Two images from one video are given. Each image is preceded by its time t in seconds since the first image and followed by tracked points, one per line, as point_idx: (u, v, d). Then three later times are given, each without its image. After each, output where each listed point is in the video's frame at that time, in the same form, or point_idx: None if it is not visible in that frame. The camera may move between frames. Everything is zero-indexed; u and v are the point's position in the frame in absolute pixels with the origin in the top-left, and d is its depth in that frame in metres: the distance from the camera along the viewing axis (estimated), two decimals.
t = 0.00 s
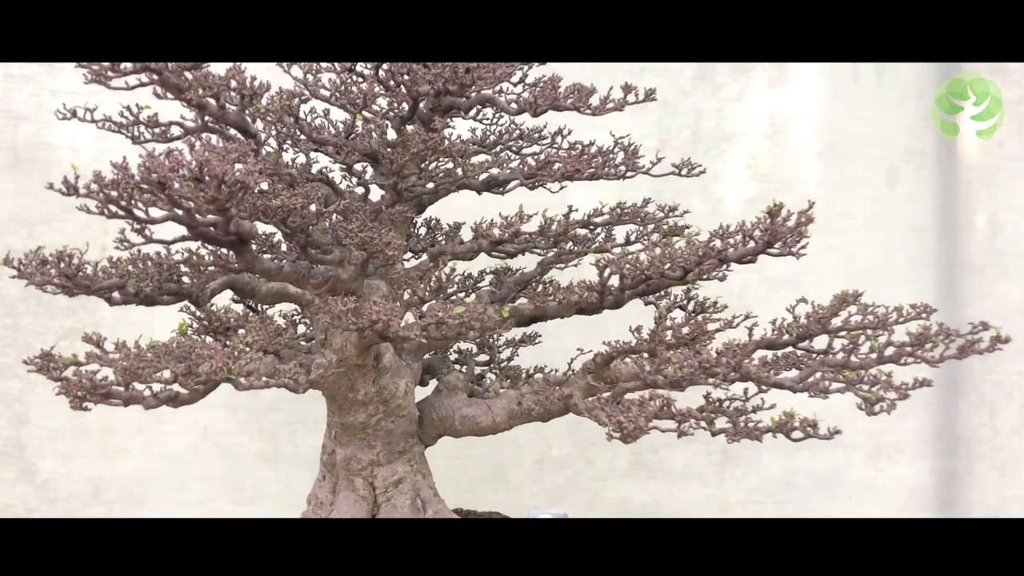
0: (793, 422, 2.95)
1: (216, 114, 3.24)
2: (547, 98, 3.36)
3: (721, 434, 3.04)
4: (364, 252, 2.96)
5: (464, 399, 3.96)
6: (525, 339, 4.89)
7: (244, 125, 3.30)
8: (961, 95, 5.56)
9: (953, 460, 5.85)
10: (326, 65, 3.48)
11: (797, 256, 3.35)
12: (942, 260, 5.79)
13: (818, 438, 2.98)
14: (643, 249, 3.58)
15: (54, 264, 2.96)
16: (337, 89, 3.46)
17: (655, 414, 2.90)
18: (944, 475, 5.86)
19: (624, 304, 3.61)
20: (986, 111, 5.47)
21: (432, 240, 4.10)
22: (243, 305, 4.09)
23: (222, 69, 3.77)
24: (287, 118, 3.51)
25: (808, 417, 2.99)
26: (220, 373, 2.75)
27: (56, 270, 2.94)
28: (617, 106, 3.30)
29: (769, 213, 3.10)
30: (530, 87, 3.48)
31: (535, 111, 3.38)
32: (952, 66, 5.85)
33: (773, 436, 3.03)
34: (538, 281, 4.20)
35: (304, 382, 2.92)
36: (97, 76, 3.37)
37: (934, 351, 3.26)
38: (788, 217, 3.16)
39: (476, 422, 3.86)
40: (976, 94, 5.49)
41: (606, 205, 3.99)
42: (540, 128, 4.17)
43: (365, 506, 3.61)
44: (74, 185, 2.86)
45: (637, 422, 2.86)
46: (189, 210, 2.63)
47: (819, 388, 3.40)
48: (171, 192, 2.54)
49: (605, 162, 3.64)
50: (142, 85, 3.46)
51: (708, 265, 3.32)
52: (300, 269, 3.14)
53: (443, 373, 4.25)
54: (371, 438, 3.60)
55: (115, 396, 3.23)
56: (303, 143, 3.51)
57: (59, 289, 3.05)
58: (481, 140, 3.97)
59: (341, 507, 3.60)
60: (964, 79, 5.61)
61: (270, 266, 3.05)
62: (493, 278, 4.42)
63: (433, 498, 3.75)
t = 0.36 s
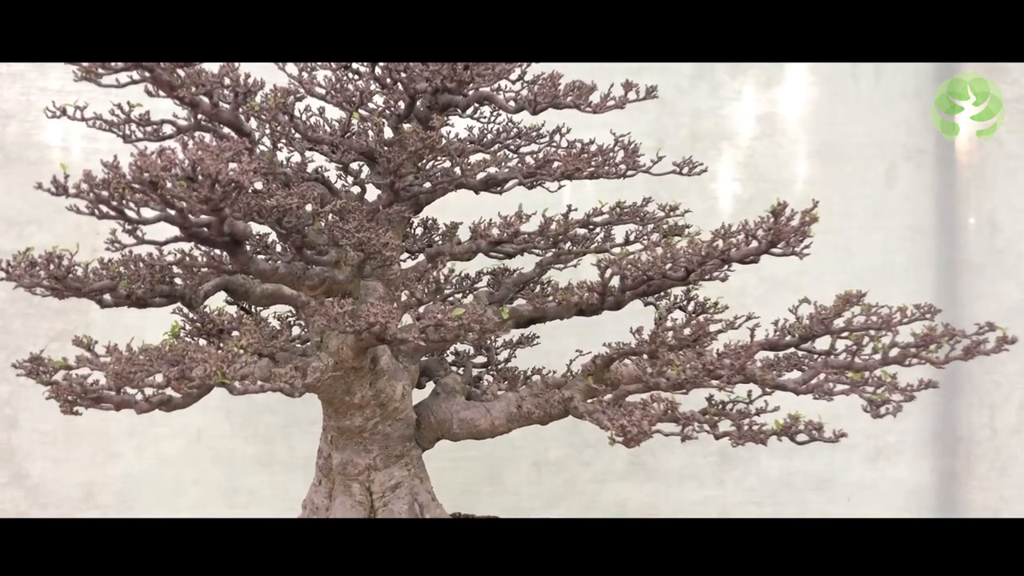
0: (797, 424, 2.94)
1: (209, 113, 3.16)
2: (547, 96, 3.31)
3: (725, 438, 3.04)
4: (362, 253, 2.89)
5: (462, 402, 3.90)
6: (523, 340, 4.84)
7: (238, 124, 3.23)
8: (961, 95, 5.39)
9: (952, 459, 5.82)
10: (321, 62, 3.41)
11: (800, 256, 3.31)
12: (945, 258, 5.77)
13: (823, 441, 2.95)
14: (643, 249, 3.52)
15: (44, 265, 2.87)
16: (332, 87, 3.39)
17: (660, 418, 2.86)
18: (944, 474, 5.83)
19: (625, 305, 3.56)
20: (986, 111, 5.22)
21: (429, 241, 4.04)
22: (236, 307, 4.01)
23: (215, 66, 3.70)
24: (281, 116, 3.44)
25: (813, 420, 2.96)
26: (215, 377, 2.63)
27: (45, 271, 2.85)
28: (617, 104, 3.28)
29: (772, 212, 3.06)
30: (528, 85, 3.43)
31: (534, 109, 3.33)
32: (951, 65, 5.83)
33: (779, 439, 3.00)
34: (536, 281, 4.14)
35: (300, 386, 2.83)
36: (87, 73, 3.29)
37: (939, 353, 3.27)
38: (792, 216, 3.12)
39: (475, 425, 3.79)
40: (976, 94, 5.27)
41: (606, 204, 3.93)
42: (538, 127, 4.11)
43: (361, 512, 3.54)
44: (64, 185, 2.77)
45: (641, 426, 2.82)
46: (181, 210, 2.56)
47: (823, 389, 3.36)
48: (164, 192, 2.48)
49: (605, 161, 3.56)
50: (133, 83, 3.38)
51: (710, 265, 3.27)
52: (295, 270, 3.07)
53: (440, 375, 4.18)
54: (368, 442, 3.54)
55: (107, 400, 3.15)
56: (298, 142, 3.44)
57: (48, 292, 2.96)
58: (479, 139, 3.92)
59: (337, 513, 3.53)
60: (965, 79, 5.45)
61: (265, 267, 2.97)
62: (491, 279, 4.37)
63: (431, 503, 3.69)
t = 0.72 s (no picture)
0: (801, 427, 2.95)
1: (199, 109, 3.08)
2: (545, 92, 3.25)
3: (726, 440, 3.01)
4: (357, 252, 2.83)
5: (458, 404, 3.84)
6: (520, 341, 4.77)
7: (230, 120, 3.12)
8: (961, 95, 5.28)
9: (951, 459, 5.78)
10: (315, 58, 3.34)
11: (801, 255, 3.26)
12: (946, 257, 5.74)
13: (827, 444, 2.97)
14: (643, 248, 3.46)
15: (30, 265, 2.78)
16: (325, 83, 3.31)
17: (662, 421, 2.81)
18: (943, 475, 5.80)
19: (624, 306, 3.50)
20: (987, 111, 5.12)
21: (424, 240, 3.98)
22: (228, 307, 3.93)
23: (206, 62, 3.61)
24: (273, 113, 3.36)
25: (815, 422, 2.99)
26: (204, 381, 2.55)
27: (31, 272, 2.76)
28: (616, 101, 3.24)
29: (774, 210, 3.01)
30: (526, 81, 3.37)
31: (532, 105, 3.27)
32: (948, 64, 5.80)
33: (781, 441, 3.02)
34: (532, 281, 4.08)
35: (294, 389, 2.73)
36: (74, 68, 3.19)
37: (942, 353, 3.26)
38: (794, 215, 3.08)
39: (471, 427, 3.73)
40: (976, 94, 5.18)
41: (604, 203, 3.86)
42: (535, 124, 4.05)
43: (356, 516, 3.48)
44: (49, 183, 2.68)
45: (642, 430, 2.77)
46: (171, 209, 2.48)
47: (826, 391, 3.33)
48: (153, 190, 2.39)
49: (604, 159, 3.50)
50: (122, 78, 3.29)
51: (711, 265, 3.22)
52: (288, 270, 3.00)
53: (436, 376, 4.12)
54: (362, 445, 3.48)
55: (95, 404, 3.07)
56: (291, 140, 3.37)
57: (34, 293, 2.87)
58: (475, 137, 3.85)
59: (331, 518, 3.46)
60: (966, 79, 5.34)
61: (257, 267, 2.90)
62: (487, 279, 4.31)
63: (427, 507, 3.62)
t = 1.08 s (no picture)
0: (808, 429, 2.99)
1: (194, 105, 2.99)
2: (547, 88, 3.19)
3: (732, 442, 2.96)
4: (357, 251, 2.77)
5: (458, 405, 3.78)
6: (520, 341, 4.71)
7: (225, 116, 3.05)
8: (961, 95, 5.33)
9: (956, 460, 5.74)
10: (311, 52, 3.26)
11: (808, 253, 3.20)
12: (950, 256, 5.70)
13: (834, 445, 3.02)
14: (646, 246, 3.40)
15: (18, 264, 2.69)
16: (323, 78, 3.23)
17: (668, 424, 2.76)
18: (946, 475, 5.76)
19: (627, 305, 3.44)
20: (987, 110, 5.18)
21: (423, 239, 3.91)
22: (223, 307, 3.85)
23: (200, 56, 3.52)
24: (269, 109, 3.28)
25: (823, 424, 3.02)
26: (198, 383, 2.47)
27: (20, 271, 2.67)
28: (620, 96, 3.18)
29: (781, 208, 2.95)
30: (527, 77, 3.30)
31: (534, 101, 3.21)
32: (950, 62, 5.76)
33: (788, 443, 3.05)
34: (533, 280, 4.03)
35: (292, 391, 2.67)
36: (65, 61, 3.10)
37: (950, 354, 3.22)
38: (801, 213, 3.02)
39: (471, 429, 3.67)
40: (976, 94, 5.23)
41: (606, 201, 3.80)
42: (536, 121, 3.98)
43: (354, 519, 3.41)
44: (38, 180, 2.61)
45: (648, 433, 2.71)
46: (165, 206, 2.41)
47: (833, 391, 3.35)
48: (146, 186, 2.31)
49: (607, 156, 3.44)
50: (114, 72, 3.20)
51: (716, 264, 3.15)
52: (285, 269, 2.92)
53: (436, 377, 4.06)
54: (361, 447, 3.41)
55: (88, 406, 2.99)
56: (287, 136, 3.29)
57: (24, 292, 2.78)
58: (475, 133, 3.79)
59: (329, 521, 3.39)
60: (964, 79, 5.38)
61: (252, 266, 2.82)
62: (487, 278, 4.25)
63: (427, 510, 3.56)
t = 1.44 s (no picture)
0: (816, 429, 2.96)
1: (190, 99, 2.91)
2: (550, 82, 3.14)
3: (739, 444, 2.91)
4: (356, 248, 2.71)
5: (458, 405, 3.72)
6: (521, 340, 4.65)
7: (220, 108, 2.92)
8: (961, 95, 5.26)
9: (962, 461, 5.69)
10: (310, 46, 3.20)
11: (816, 251, 3.14)
12: (957, 255, 5.64)
13: (842, 447, 2.99)
14: (651, 243, 3.34)
15: (10, 261, 2.63)
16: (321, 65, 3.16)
17: (674, 425, 2.70)
18: (953, 476, 5.70)
19: (631, 304, 3.38)
20: (987, 110, 5.07)
21: (424, 236, 3.85)
22: (220, 306, 3.79)
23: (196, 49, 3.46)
24: (266, 103, 3.22)
25: (831, 425, 2.99)
26: (193, 382, 2.40)
27: (12, 268, 2.61)
28: (623, 90, 3.12)
29: (788, 205, 2.90)
30: (530, 71, 3.24)
31: (536, 95, 3.15)
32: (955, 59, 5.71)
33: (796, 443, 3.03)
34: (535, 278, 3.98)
35: (288, 392, 2.58)
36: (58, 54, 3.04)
37: (960, 353, 3.16)
38: (809, 210, 2.97)
39: (472, 430, 3.61)
40: (976, 94, 5.15)
41: (609, 197, 3.73)
42: (537, 116, 3.92)
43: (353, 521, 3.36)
44: (30, 175, 2.55)
45: (653, 435, 2.66)
46: (159, 202, 2.34)
47: (840, 392, 3.38)
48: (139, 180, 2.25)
49: (610, 152, 3.38)
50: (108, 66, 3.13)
51: (722, 261, 3.09)
52: (282, 266, 2.86)
53: (436, 377, 4.00)
54: (359, 448, 3.35)
55: (82, 405, 2.93)
56: (285, 132, 3.23)
57: (16, 290, 2.72)
58: (476, 129, 3.73)
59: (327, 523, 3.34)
60: (965, 79, 5.32)
61: (249, 263, 2.76)
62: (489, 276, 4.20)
63: (427, 511, 3.50)
